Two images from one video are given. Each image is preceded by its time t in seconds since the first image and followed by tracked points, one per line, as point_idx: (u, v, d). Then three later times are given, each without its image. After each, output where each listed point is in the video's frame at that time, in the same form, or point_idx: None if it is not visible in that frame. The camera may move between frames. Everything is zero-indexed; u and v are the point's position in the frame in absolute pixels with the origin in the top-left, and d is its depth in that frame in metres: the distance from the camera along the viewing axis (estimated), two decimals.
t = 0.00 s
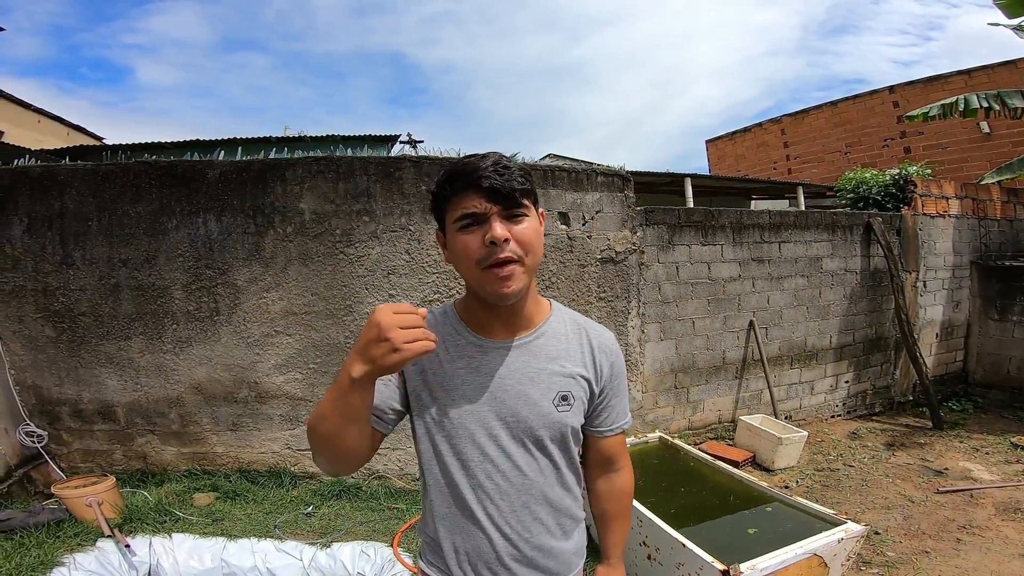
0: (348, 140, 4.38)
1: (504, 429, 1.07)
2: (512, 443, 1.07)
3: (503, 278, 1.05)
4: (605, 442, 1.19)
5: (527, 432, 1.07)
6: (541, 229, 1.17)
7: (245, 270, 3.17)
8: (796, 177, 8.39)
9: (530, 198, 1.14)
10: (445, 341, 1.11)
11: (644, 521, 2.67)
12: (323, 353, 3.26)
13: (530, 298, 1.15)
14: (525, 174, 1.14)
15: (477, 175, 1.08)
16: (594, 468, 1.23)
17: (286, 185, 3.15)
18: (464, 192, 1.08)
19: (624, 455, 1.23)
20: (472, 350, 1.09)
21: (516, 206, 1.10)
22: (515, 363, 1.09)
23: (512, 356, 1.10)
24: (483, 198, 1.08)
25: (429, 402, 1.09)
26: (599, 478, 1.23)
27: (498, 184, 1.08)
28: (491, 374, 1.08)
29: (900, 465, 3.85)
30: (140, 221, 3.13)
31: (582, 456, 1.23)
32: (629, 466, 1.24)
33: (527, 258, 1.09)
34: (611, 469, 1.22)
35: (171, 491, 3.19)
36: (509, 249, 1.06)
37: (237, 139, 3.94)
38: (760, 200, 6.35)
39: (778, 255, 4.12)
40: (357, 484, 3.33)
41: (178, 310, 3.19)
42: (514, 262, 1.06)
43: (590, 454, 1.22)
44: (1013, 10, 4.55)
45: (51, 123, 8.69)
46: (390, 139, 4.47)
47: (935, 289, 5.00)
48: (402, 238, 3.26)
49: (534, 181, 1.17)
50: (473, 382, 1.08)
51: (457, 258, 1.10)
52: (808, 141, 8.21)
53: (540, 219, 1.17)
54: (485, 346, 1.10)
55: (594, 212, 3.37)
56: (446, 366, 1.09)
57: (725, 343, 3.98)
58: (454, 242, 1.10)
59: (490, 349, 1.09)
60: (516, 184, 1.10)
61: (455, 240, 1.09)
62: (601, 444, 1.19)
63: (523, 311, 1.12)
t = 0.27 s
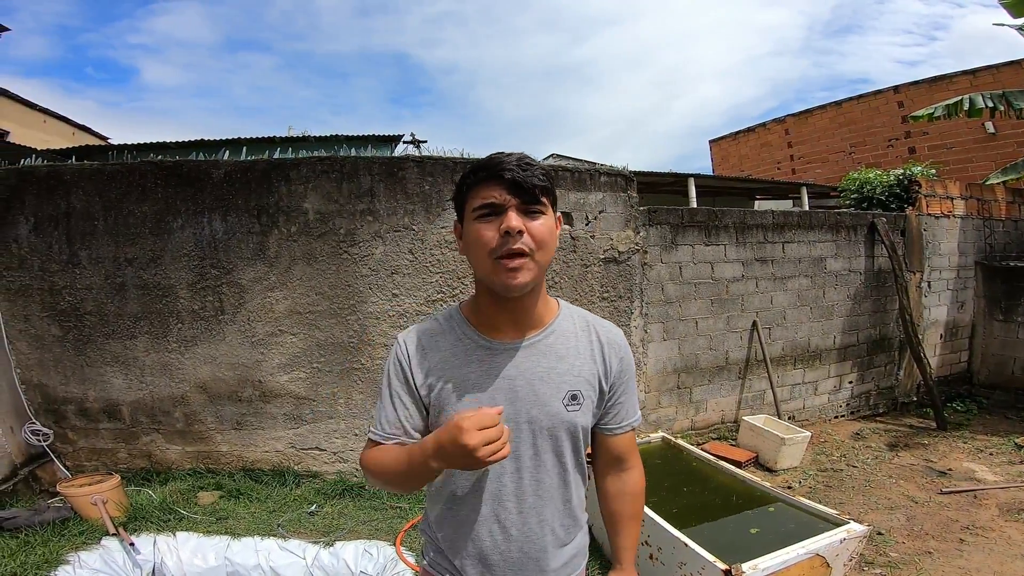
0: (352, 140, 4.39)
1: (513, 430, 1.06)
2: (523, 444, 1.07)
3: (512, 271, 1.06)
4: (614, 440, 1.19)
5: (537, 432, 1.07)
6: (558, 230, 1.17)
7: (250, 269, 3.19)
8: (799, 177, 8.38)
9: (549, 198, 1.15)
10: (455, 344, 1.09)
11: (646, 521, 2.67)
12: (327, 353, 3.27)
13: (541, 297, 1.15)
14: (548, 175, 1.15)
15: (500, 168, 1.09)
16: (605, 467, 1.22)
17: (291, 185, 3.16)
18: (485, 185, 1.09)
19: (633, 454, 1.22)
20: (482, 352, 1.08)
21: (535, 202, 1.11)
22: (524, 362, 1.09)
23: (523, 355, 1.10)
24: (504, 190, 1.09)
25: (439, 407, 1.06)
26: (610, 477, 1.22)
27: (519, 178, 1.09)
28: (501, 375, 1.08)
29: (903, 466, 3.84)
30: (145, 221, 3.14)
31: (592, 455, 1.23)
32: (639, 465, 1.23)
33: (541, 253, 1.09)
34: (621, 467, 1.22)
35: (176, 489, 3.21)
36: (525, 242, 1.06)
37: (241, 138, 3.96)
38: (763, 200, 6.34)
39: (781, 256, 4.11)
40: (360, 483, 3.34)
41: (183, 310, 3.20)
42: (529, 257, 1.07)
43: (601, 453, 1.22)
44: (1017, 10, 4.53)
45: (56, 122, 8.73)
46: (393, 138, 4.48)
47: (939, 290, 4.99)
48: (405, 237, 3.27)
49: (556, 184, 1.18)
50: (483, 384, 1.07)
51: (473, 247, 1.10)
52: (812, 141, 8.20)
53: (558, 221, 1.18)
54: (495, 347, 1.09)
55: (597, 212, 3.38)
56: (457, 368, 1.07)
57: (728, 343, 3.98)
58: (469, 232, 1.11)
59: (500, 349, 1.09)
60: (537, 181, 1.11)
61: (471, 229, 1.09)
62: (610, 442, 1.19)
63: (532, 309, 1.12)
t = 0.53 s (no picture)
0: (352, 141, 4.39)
1: (517, 429, 1.08)
2: (527, 443, 1.08)
3: (520, 282, 1.06)
4: (618, 444, 1.19)
5: (542, 431, 1.08)
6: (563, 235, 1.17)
7: (251, 271, 3.19)
8: (800, 178, 8.37)
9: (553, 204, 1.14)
10: (461, 340, 1.12)
11: (647, 522, 2.67)
12: (328, 354, 3.28)
13: (548, 302, 1.16)
14: (551, 181, 1.14)
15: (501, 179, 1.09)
16: (606, 472, 1.22)
17: (292, 186, 3.16)
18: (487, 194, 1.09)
19: (636, 460, 1.22)
20: (487, 349, 1.11)
21: (539, 211, 1.10)
22: (529, 362, 1.10)
23: (528, 354, 1.11)
24: (506, 200, 1.08)
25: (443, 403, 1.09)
26: (611, 482, 1.22)
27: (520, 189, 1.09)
28: (505, 374, 1.09)
29: (905, 466, 3.83)
30: (147, 222, 3.15)
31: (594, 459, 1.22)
32: (641, 470, 1.23)
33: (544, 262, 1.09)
34: (623, 473, 1.21)
35: (177, 491, 3.21)
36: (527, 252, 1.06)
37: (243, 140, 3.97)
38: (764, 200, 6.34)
39: (782, 256, 4.11)
40: (361, 484, 3.34)
41: (184, 311, 3.21)
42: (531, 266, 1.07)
43: (602, 458, 1.21)
44: (1017, 10, 4.53)
45: (58, 125, 8.77)
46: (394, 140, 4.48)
47: (940, 290, 4.98)
48: (406, 239, 3.27)
49: (559, 187, 1.17)
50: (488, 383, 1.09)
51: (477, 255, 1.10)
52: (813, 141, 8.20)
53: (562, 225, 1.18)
54: (500, 346, 1.11)
55: (597, 213, 3.38)
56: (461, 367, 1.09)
57: (729, 344, 3.98)
58: (474, 243, 1.11)
59: (504, 349, 1.10)
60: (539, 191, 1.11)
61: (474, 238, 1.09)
62: (614, 447, 1.19)
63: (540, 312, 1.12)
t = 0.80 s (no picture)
0: (351, 143, 4.40)
1: (525, 439, 1.08)
2: (533, 453, 1.09)
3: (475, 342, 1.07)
4: (626, 446, 1.19)
5: (548, 441, 1.09)
6: (528, 278, 1.04)
7: (250, 273, 3.19)
8: (798, 179, 8.38)
9: (506, 257, 0.99)
10: (464, 354, 1.10)
11: (647, 524, 2.67)
12: (327, 356, 3.28)
13: (533, 332, 1.11)
14: (495, 232, 0.98)
15: (463, 215, 0.98)
16: (612, 471, 1.22)
17: (291, 189, 3.17)
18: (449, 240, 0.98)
19: (641, 459, 1.22)
20: (495, 363, 1.09)
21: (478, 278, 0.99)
22: (537, 372, 1.10)
23: (536, 366, 1.10)
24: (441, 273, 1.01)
25: (450, 415, 1.10)
26: (617, 480, 1.22)
27: (487, 222, 0.98)
28: (512, 385, 1.09)
29: (904, 467, 3.84)
30: (146, 225, 3.15)
31: (601, 457, 1.22)
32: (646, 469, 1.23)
33: (526, 292, 1.04)
34: (629, 472, 1.22)
35: (176, 493, 3.21)
36: (505, 291, 1.00)
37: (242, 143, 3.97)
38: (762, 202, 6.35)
39: (781, 258, 4.12)
40: (360, 486, 3.34)
41: (183, 313, 3.21)
42: (492, 319, 1.02)
43: (609, 457, 1.21)
44: (1013, 13, 4.55)
45: (57, 128, 8.77)
46: (393, 142, 4.49)
47: (939, 292, 5.00)
48: (405, 241, 3.28)
49: (513, 230, 0.99)
50: (495, 395, 1.08)
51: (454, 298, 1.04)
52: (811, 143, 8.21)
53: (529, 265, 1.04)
54: (507, 359, 1.10)
55: (596, 215, 3.38)
56: (467, 380, 1.08)
57: (729, 346, 3.98)
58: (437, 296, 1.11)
59: (512, 361, 1.10)
60: (510, 214, 1.00)
61: (446, 286, 1.02)
62: (622, 448, 1.19)
63: (536, 327, 1.11)
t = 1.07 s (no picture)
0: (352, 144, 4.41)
1: (527, 438, 1.10)
2: (533, 452, 1.10)
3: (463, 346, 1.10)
4: (639, 446, 1.18)
5: (550, 441, 1.10)
6: (509, 287, 1.03)
7: (252, 273, 3.19)
8: (798, 180, 8.42)
9: (481, 270, 0.98)
10: (468, 355, 1.13)
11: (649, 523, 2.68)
12: (329, 356, 3.27)
13: (525, 333, 1.12)
14: (467, 247, 0.97)
15: (434, 232, 0.98)
16: (627, 472, 1.21)
17: (293, 189, 3.17)
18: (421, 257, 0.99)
19: (658, 459, 1.20)
20: (496, 364, 1.12)
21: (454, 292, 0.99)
22: (539, 373, 1.11)
23: (537, 366, 1.11)
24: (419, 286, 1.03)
25: (453, 414, 1.13)
26: (633, 481, 1.20)
27: (458, 238, 0.97)
28: (512, 385, 1.10)
29: (905, 468, 3.84)
30: (148, 225, 3.15)
31: (615, 458, 1.21)
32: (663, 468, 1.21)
33: (507, 304, 1.04)
34: (645, 473, 1.20)
35: (177, 494, 3.20)
36: (482, 304, 1.01)
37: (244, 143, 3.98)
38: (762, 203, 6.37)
39: (782, 259, 4.13)
40: (362, 487, 3.33)
41: (185, 314, 3.20)
42: (473, 329, 1.04)
43: (623, 458, 1.20)
44: (1012, 14, 4.57)
45: (56, 128, 8.76)
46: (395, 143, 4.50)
47: (939, 292, 5.01)
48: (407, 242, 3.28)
49: (488, 242, 0.98)
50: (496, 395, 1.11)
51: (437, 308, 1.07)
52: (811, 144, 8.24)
53: (510, 274, 1.03)
54: (508, 360, 1.12)
55: (597, 216, 3.39)
56: (470, 381, 1.12)
57: (729, 346, 3.99)
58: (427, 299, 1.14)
59: (513, 361, 1.11)
60: (482, 228, 0.98)
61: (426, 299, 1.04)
62: (635, 448, 1.17)
63: (527, 331, 1.11)
